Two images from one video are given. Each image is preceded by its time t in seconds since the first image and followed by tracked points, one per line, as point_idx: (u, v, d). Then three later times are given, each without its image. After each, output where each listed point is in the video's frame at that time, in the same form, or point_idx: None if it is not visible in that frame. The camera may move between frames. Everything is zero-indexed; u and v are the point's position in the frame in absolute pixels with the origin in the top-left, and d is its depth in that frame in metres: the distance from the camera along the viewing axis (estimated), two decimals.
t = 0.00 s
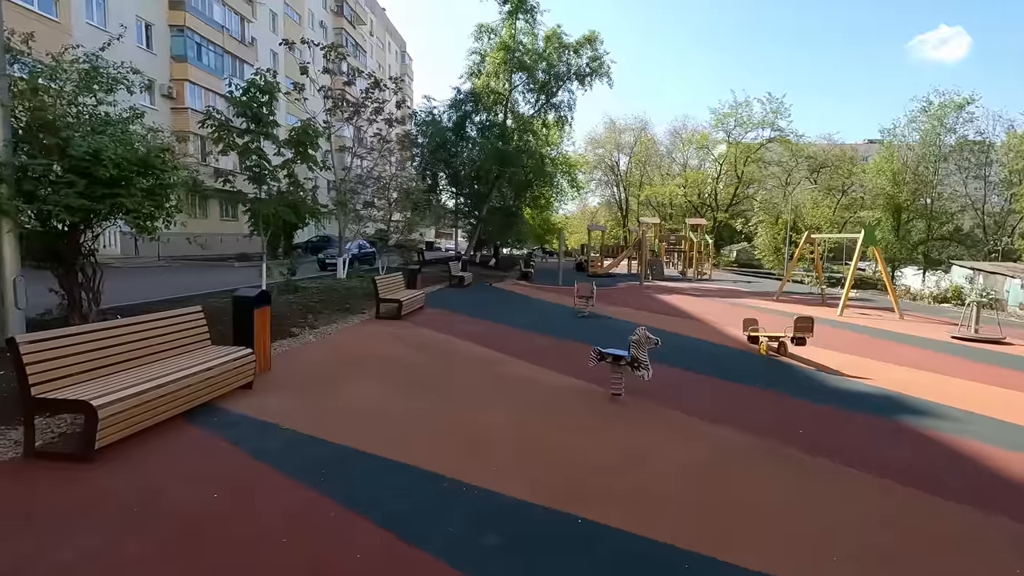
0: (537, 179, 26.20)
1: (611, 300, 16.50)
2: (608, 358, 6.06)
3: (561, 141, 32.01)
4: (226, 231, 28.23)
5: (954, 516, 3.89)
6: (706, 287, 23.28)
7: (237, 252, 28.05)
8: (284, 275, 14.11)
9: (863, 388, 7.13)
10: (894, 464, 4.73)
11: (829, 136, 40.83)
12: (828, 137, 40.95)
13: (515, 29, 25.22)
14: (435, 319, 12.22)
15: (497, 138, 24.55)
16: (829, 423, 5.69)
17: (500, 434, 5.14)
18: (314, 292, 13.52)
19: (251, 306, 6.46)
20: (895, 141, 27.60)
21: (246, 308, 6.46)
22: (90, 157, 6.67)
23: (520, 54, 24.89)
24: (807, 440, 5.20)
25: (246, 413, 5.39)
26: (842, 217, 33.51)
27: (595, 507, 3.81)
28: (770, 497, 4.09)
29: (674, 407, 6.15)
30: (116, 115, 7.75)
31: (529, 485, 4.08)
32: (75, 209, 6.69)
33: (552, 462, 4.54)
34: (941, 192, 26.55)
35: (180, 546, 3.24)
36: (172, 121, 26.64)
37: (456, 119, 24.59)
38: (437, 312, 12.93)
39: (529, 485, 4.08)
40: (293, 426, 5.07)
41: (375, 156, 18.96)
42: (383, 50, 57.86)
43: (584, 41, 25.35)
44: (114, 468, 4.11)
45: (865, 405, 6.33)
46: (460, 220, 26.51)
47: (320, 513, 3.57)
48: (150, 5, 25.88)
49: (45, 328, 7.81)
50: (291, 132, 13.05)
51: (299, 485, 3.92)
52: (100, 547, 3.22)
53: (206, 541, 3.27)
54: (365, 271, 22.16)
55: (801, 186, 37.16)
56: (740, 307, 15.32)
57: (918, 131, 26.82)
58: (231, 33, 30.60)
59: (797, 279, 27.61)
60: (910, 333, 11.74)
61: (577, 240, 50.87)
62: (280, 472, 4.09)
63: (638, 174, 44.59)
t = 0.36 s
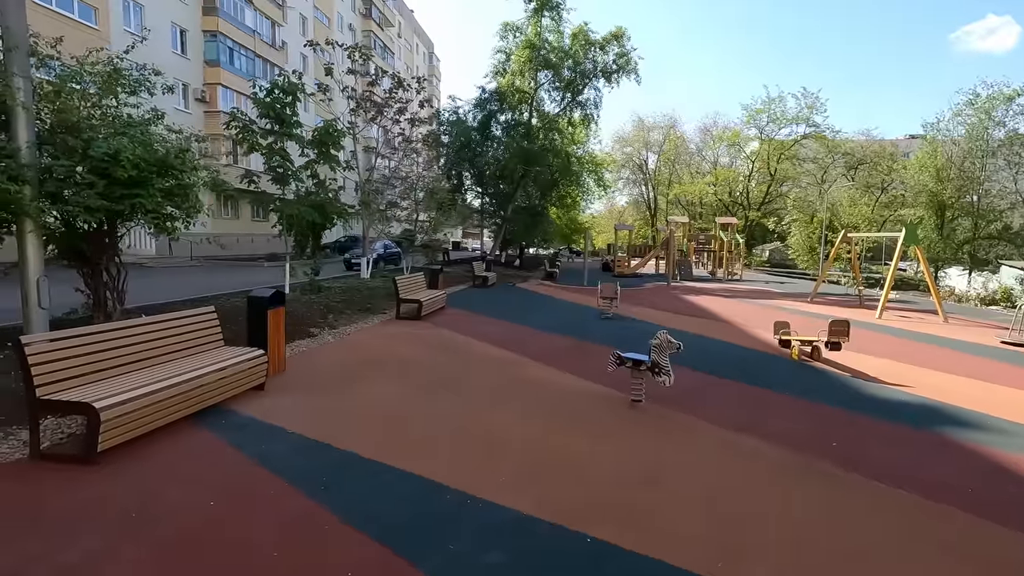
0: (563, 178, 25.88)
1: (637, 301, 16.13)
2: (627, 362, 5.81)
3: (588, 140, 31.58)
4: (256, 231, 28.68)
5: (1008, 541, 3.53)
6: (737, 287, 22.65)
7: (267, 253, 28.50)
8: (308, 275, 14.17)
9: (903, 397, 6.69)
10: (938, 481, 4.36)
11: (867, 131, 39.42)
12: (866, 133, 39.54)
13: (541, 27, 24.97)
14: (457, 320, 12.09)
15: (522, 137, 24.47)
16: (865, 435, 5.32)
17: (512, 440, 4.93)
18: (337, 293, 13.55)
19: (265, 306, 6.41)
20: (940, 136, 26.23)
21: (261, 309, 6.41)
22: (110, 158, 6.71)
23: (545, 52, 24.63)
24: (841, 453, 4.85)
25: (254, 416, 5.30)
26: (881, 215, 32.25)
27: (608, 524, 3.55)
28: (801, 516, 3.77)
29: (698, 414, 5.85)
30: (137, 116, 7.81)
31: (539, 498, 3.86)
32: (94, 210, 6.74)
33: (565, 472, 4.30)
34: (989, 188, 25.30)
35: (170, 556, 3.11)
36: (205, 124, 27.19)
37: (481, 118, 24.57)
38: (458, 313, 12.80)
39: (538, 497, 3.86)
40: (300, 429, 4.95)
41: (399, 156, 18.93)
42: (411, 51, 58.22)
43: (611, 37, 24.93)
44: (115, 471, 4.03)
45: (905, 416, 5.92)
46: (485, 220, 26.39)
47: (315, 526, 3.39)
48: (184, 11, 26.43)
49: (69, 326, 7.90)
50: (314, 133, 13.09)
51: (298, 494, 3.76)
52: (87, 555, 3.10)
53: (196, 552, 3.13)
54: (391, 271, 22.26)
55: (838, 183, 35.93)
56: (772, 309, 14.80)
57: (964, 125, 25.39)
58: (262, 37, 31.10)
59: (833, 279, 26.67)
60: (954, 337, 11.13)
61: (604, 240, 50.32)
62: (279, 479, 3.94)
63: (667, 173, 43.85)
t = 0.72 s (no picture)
0: (570, 178, 25.68)
1: (643, 301, 15.91)
2: (624, 365, 5.62)
3: (594, 139, 31.31)
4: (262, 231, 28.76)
5: None
6: (744, 287, 22.33)
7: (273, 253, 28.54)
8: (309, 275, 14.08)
9: (911, 401, 6.45)
10: (947, 492, 4.13)
11: (879, 129, 38.86)
12: (879, 130, 38.97)
13: (547, 25, 24.80)
14: (457, 320, 11.95)
15: (528, 136, 24.34)
16: (871, 440, 5.09)
17: (501, 445, 4.76)
18: (338, 293, 13.47)
19: (255, 307, 6.29)
20: (953, 134, 25.97)
21: (250, 310, 6.30)
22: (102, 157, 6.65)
23: (551, 50, 24.43)
24: (845, 459, 4.63)
25: (238, 419, 5.16)
26: (894, 214, 31.75)
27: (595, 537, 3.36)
28: (801, 528, 3.56)
29: (697, 418, 5.65)
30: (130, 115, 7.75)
31: (524, 507, 3.67)
32: (84, 210, 6.65)
33: (554, 479, 4.12)
34: (1005, 186, 24.80)
35: (130, 569, 2.95)
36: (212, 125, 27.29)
37: (486, 118, 24.56)
38: (460, 314, 12.66)
39: (524, 507, 3.67)
40: (283, 434, 4.80)
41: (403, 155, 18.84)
42: (418, 52, 58.24)
43: (617, 34, 24.68)
44: (87, 478, 3.89)
45: (913, 421, 5.68)
46: (491, 220, 26.25)
47: (284, 537, 3.22)
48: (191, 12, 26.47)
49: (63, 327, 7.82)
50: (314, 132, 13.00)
51: (272, 503, 3.60)
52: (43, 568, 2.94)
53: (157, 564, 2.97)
54: (395, 271, 22.19)
55: (849, 182, 35.42)
56: (780, 309, 14.53)
57: (979, 122, 25.10)
58: (269, 38, 31.15)
59: (844, 279, 26.27)
60: (966, 338, 10.84)
61: (612, 240, 50.02)
62: (254, 487, 3.78)
63: (676, 172, 43.50)
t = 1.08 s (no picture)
0: (572, 178, 25.58)
1: (642, 301, 15.79)
2: (612, 366, 5.53)
3: (597, 139, 31.19)
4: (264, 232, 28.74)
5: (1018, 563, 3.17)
6: (747, 287, 22.15)
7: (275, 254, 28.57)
8: (307, 276, 14.05)
9: (909, 403, 6.31)
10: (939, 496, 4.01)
11: (886, 127, 38.52)
12: (884, 129, 38.68)
13: (548, 25, 24.73)
14: (454, 321, 11.87)
15: (529, 136, 24.27)
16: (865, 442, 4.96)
17: (484, 448, 4.66)
18: (336, 293, 13.43)
19: (242, 307, 6.22)
20: (960, 132, 25.82)
21: (237, 310, 6.23)
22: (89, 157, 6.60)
23: (552, 49, 24.36)
24: (837, 462, 4.50)
25: (219, 421, 5.09)
26: (900, 213, 31.47)
27: (571, 544, 3.26)
28: (786, 535, 3.44)
29: (687, 420, 5.53)
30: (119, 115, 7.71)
31: (499, 511, 3.58)
32: (71, 210, 6.60)
33: (535, 484, 4.01)
34: (1012, 184, 24.52)
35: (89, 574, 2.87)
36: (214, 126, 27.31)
37: (487, 118, 24.50)
38: (457, 314, 12.59)
39: (499, 511, 3.58)
40: (262, 437, 4.73)
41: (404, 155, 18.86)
42: (422, 52, 58.22)
43: (618, 33, 24.56)
44: (58, 482, 3.83)
45: (908, 423, 5.55)
46: (493, 220, 26.17)
47: (249, 544, 3.13)
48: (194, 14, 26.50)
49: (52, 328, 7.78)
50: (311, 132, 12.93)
51: (242, 507, 3.52)
52: None
53: (116, 570, 2.90)
54: (396, 272, 22.13)
55: (855, 182, 35.11)
56: (780, 309, 14.39)
57: (987, 120, 24.90)
58: (271, 39, 31.15)
59: (848, 279, 26.07)
60: (968, 338, 10.68)
61: (615, 240, 49.90)
62: (225, 493, 3.69)
63: (680, 172, 43.28)
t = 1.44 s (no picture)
0: (570, 178, 25.58)
1: (638, 301, 15.79)
2: (597, 365, 5.55)
3: (595, 140, 31.23)
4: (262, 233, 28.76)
5: (994, 561, 3.16)
6: (744, 287, 22.12)
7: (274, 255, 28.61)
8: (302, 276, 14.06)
9: (897, 402, 6.30)
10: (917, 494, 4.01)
11: (886, 127, 38.44)
12: (884, 129, 38.62)
13: (546, 25, 24.74)
14: (447, 321, 11.88)
15: (527, 136, 24.28)
16: (848, 441, 4.97)
17: (467, 448, 4.66)
18: (331, 294, 13.46)
19: (229, 308, 6.24)
20: (960, 132, 25.82)
21: (224, 311, 6.25)
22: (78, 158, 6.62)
23: (549, 50, 24.42)
24: (819, 461, 4.50)
25: (203, 421, 5.10)
26: (899, 213, 31.43)
27: (545, 542, 3.27)
28: (763, 534, 3.43)
29: (672, 419, 5.53)
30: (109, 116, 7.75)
31: (474, 510, 3.59)
32: (60, 210, 6.62)
33: (513, 483, 4.02)
34: (1012, 184, 24.46)
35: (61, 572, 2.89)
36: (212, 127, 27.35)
37: (485, 119, 24.54)
38: (451, 315, 12.60)
39: (474, 510, 3.59)
40: (245, 437, 4.73)
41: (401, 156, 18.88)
42: (421, 53, 58.28)
43: (615, 34, 24.59)
44: (37, 482, 3.84)
45: (893, 422, 5.55)
46: (491, 221, 26.17)
47: (223, 541, 3.15)
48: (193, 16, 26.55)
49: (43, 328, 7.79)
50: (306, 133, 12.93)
51: (219, 505, 3.53)
52: None
53: (88, 568, 2.91)
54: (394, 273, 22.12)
55: (855, 182, 35.04)
56: (776, 309, 14.39)
57: (986, 119, 24.86)
58: (270, 41, 31.20)
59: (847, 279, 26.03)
60: (962, 338, 10.67)
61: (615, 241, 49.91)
62: (203, 492, 3.71)
63: (679, 172, 43.27)
